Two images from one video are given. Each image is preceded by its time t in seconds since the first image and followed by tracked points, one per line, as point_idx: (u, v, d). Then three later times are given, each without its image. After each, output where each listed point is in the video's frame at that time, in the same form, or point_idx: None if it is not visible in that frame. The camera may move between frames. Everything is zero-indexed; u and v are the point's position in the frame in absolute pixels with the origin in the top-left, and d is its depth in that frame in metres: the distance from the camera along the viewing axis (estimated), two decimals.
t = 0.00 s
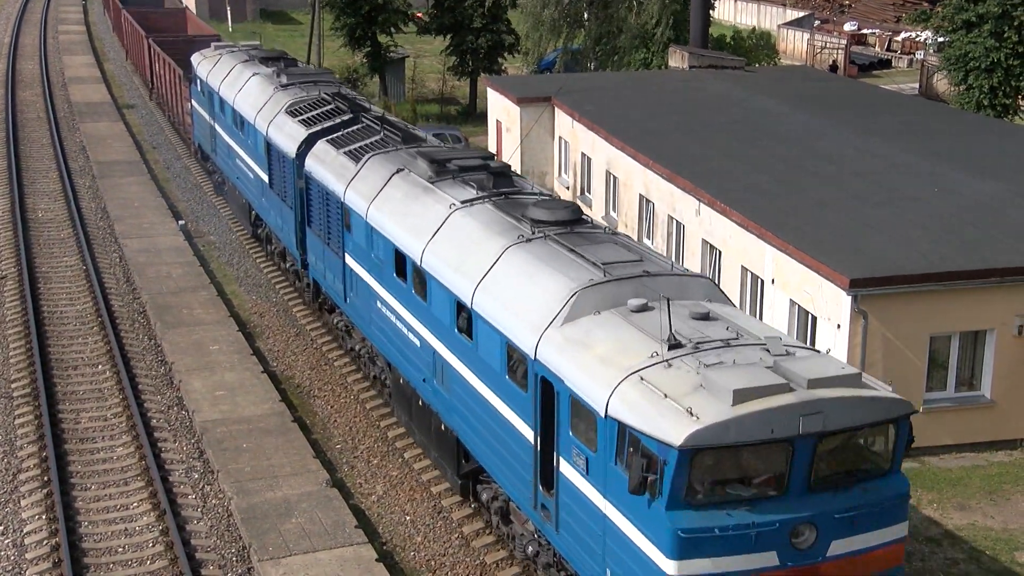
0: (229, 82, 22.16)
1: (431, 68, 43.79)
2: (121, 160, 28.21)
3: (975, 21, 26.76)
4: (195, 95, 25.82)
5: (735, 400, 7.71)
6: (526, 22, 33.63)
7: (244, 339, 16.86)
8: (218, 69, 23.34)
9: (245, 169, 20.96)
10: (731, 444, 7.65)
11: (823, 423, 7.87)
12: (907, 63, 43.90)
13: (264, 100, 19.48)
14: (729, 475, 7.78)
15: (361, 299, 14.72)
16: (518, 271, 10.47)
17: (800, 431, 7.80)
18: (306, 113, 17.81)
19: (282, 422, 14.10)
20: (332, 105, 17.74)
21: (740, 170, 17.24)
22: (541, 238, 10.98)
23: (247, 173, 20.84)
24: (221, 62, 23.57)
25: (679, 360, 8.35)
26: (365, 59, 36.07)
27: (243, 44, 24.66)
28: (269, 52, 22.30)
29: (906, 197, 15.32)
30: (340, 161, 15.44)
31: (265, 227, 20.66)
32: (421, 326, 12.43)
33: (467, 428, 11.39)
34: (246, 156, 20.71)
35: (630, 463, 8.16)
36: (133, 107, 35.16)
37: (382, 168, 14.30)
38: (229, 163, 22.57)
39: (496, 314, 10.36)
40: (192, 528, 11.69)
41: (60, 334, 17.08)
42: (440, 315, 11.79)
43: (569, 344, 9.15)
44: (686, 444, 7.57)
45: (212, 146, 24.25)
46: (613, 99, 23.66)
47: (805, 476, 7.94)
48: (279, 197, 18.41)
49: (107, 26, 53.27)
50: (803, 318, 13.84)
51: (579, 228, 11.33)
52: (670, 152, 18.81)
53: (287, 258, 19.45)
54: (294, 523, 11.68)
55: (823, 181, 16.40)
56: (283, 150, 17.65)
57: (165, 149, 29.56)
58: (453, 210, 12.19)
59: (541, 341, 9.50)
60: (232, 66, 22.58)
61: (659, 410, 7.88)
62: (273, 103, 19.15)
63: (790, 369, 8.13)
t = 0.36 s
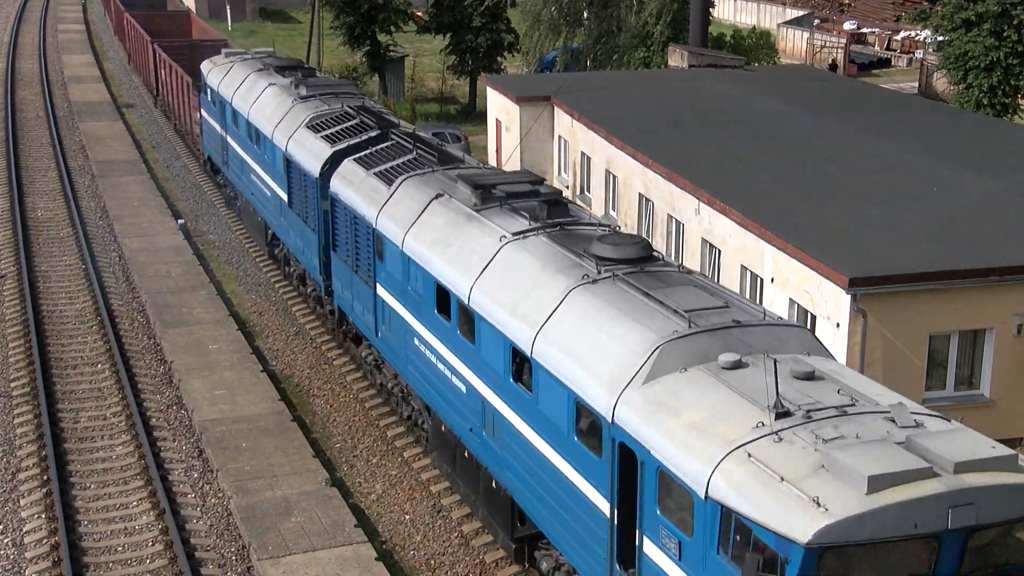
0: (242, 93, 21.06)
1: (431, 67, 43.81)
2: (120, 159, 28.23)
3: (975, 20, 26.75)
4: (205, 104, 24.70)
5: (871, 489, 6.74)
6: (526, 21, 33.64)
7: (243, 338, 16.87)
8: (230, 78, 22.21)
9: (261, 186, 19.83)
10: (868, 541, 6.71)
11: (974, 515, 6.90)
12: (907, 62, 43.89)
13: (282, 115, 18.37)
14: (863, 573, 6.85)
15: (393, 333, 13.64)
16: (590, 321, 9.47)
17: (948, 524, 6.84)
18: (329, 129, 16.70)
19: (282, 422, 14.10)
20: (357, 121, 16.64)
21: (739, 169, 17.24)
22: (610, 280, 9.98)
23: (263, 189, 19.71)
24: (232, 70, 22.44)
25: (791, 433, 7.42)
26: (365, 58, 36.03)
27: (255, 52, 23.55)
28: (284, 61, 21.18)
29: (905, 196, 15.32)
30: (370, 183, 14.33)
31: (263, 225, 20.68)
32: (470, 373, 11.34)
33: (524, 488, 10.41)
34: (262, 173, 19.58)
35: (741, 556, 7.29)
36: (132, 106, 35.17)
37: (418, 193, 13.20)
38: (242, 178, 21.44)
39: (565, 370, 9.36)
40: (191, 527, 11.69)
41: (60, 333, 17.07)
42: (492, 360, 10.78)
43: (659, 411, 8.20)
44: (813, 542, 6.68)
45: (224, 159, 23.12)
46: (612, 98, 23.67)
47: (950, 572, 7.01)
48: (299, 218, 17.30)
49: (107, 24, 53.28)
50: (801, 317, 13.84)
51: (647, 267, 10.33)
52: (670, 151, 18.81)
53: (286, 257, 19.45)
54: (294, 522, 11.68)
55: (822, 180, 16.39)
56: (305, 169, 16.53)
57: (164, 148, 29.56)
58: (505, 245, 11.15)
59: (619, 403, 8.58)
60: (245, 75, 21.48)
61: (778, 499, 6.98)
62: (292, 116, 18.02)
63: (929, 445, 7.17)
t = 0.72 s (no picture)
0: (258, 103, 19.81)
1: (430, 65, 43.81)
2: (120, 156, 28.22)
3: (975, 18, 26.76)
4: (216, 112, 23.44)
5: None
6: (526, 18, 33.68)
7: (243, 336, 16.87)
8: (244, 86, 20.94)
9: (280, 203, 18.58)
10: None
11: None
12: (907, 60, 43.88)
13: (304, 129, 17.13)
14: None
15: (435, 374, 12.29)
16: (678, 379, 8.07)
17: None
18: (357, 146, 15.42)
19: (281, 419, 14.10)
20: (387, 138, 15.34)
21: (739, 167, 17.23)
22: (696, 327, 8.57)
23: (283, 207, 18.45)
24: (246, 78, 21.16)
25: (950, 534, 5.98)
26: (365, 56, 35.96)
27: (270, 59, 22.30)
28: (301, 68, 19.91)
29: (904, 193, 15.32)
30: (406, 207, 12.96)
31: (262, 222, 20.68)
32: (500, 401, 10.55)
33: (600, 565, 8.98)
34: (281, 189, 18.32)
35: None
36: (132, 104, 35.15)
37: (461, 219, 11.85)
38: (258, 193, 20.19)
39: (655, 438, 7.96)
40: (191, 524, 11.69)
41: (59, 330, 17.06)
42: (556, 417, 9.47)
43: (775, 496, 6.81)
44: None
45: (237, 170, 21.89)
46: (612, 95, 23.67)
47: None
48: (324, 241, 16.02)
49: (106, 22, 53.26)
50: (799, 313, 13.84)
51: (737, 313, 8.90)
52: (670, 148, 18.81)
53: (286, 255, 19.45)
54: (293, 519, 11.69)
55: (822, 177, 16.39)
56: (331, 188, 15.26)
57: (164, 146, 29.54)
58: (567, 284, 9.79)
59: (723, 483, 7.22)
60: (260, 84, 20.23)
61: None
62: (316, 130, 16.77)
63: None
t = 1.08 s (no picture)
0: (274, 115, 18.66)
1: (429, 63, 43.84)
2: (119, 155, 28.22)
3: (973, 16, 26.77)
4: (228, 123, 22.27)
5: None
6: (525, 15, 34.28)
7: (242, 334, 16.88)
8: (258, 97, 19.80)
9: (300, 224, 17.40)
10: None
11: None
12: (905, 59, 43.84)
13: (328, 145, 15.97)
14: None
15: (484, 426, 11.02)
16: (797, 458, 6.86)
17: None
18: (389, 166, 14.22)
19: (280, 418, 14.11)
20: (422, 159, 14.14)
21: (738, 166, 17.23)
22: (811, 394, 7.32)
23: (304, 228, 17.26)
24: (261, 88, 20.03)
25: None
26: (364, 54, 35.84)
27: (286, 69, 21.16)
28: (320, 78, 18.77)
29: (903, 192, 15.34)
30: (449, 238, 11.71)
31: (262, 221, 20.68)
32: (567, 467, 9.32)
33: None
34: (302, 210, 17.15)
35: None
36: (131, 102, 35.15)
37: (515, 254, 10.61)
38: (275, 211, 19.03)
39: (772, 531, 6.72)
40: (190, 522, 11.69)
41: (58, 329, 17.06)
42: (639, 489, 8.24)
43: None
44: None
45: (251, 186, 20.71)
46: (611, 94, 23.67)
47: None
48: (352, 268, 14.80)
49: (105, 20, 53.22)
50: (798, 311, 13.84)
51: (855, 376, 7.64)
52: (669, 147, 18.82)
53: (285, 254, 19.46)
54: (292, 518, 11.69)
55: (821, 176, 16.41)
56: (361, 213, 14.05)
57: (163, 145, 29.53)
58: (647, 337, 8.54)
59: None
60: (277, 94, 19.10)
61: None
62: (341, 147, 15.59)
63: None
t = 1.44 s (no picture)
0: (293, 130, 17.47)
1: (428, 62, 43.84)
2: (118, 154, 28.22)
3: (973, 15, 26.77)
4: (240, 135, 21.02)
5: None
6: (524, 16, 34.01)
7: (241, 333, 16.88)
8: (276, 110, 18.60)
9: (323, 249, 16.19)
10: None
11: None
12: (904, 58, 43.81)
13: (356, 166, 14.79)
14: None
15: (547, 489, 9.76)
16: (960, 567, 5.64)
17: None
18: (426, 192, 13.03)
19: (280, 416, 14.11)
20: (462, 184, 12.95)
21: (737, 165, 17.23)
22: (972, 489, 6.07)
23: (328, 253, 16.02)
24: (278, 99, 18.84)
25: None
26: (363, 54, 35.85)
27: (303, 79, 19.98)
28: (342, 91, 17.60)
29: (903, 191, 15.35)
30: (502, 276, 10.49)
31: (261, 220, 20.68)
32: (652, 547, 8.06)
33: None
34: (326, 233, 15.93)
35: None
36: (130, 101, 35.14)
37: (580, 297, 9.40)
38: (295, 232, 17.81)
39: None
40: (189, 521, 11.69)
41: (57, 328, 17.06)
42: None
43: None
44: None
45: (267, 204, 19.47)
46: (610, 93, 23.68)
47: None
48: (385, 302, 13.58)
49: (104, 19, 53.21)
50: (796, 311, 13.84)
51: (1023, 463, 6.30)
52: (668, 146, 18.83)
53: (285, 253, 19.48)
54: (292, 517, 11.69)
55: (820, 175, 16.42)
56: (396, 243, 12.87)
57: (162, 143, 29.52)
58: (752, 406, 7.28)
59: None
60: (295, 107, 17.95)
61: None
62: (371, 169, 14.41)
63: None
